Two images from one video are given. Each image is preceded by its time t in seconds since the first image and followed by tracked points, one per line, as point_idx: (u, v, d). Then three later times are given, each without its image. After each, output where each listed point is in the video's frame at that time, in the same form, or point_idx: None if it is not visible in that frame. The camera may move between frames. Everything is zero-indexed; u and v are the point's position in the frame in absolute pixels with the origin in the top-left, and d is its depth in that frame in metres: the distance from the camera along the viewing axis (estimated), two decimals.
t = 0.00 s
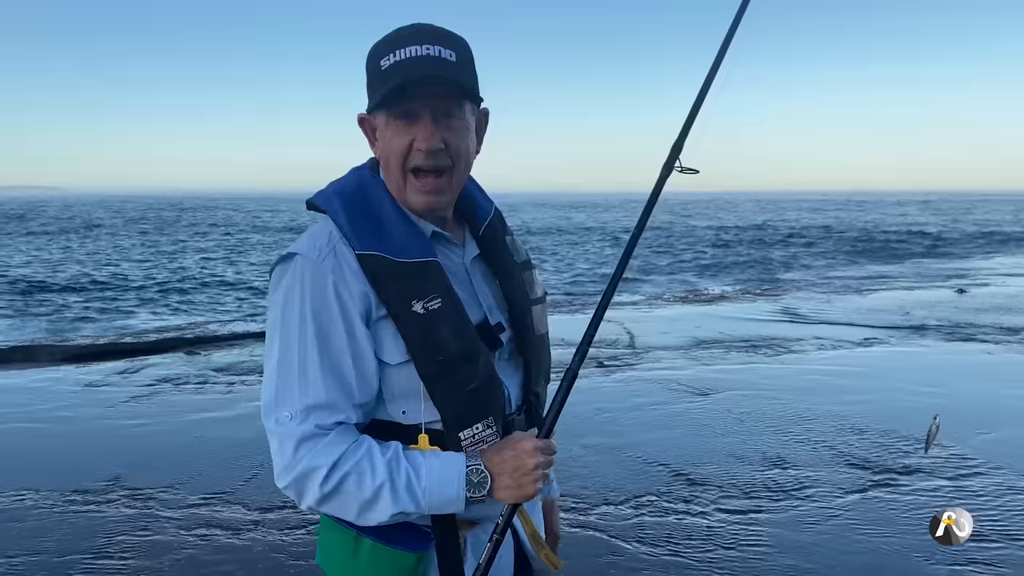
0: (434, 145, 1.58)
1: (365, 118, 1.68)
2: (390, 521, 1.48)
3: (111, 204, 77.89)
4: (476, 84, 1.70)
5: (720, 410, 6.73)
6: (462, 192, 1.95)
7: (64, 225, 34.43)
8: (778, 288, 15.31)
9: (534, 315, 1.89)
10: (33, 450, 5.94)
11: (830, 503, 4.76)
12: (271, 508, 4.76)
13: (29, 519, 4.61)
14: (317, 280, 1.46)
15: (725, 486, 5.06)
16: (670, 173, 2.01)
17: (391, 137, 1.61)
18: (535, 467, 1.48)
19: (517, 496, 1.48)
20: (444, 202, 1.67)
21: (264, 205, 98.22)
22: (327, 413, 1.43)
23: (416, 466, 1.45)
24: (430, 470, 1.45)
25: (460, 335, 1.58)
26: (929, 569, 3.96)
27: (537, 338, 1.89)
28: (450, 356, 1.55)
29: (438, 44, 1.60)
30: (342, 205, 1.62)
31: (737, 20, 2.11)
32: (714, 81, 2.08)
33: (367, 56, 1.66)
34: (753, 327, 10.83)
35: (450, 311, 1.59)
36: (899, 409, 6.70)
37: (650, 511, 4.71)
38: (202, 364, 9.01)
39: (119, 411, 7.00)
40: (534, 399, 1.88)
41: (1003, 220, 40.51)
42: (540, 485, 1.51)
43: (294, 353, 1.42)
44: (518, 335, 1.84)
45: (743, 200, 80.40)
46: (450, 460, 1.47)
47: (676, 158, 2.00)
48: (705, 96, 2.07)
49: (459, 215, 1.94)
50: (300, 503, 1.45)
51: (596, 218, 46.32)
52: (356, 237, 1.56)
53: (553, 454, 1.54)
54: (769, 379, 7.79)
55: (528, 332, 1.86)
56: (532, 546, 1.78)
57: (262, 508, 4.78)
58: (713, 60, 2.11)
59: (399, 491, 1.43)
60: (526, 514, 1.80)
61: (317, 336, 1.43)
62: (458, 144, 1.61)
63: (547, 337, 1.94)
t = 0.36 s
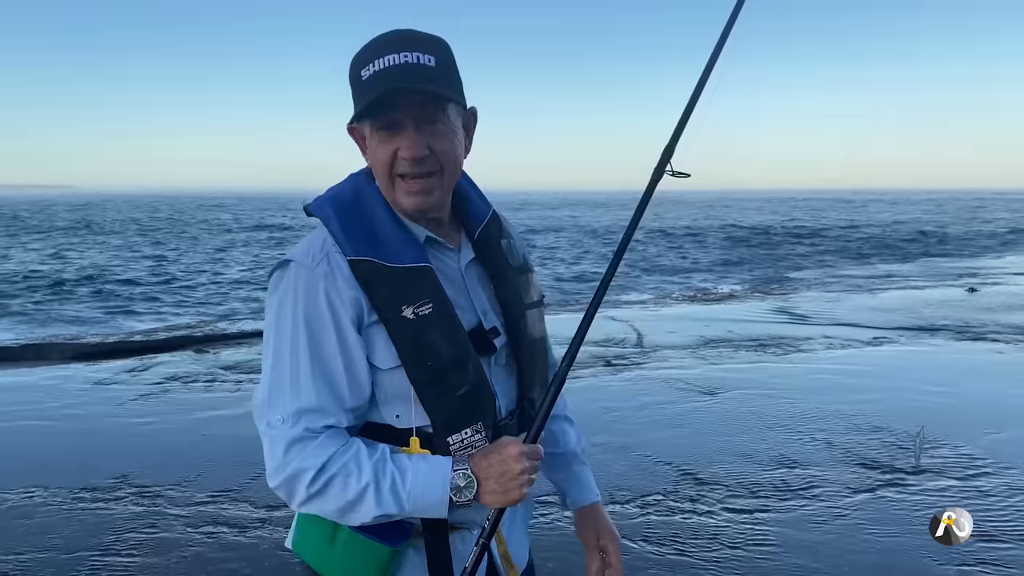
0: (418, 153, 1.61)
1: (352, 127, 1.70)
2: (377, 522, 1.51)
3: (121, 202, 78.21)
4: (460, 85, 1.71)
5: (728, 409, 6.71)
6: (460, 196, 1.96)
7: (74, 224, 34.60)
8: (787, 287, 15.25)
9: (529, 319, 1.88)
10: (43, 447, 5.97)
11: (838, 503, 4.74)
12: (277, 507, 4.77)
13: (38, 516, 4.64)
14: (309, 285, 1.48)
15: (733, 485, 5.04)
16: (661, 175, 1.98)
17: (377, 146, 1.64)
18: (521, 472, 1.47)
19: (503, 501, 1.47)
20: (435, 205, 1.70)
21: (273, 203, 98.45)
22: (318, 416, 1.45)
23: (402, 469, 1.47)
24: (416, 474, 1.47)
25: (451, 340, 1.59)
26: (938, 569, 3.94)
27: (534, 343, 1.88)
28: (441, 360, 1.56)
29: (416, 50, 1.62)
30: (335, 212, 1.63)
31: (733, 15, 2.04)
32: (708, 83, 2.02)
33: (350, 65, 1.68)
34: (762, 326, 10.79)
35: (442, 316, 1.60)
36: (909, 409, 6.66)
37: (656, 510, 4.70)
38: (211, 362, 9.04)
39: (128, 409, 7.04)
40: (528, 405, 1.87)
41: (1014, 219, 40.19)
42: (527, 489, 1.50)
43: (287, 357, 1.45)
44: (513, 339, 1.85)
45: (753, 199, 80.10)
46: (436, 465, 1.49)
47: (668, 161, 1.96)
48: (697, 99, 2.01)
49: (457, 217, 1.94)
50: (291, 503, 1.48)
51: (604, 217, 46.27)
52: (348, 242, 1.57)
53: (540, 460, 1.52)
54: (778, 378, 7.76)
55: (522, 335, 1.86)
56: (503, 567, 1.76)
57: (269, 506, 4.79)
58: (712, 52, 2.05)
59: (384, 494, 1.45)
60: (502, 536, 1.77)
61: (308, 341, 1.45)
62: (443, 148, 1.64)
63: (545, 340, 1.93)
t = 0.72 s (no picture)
0: (420, 147, 1.60)
1: (356, 121, 1.70)
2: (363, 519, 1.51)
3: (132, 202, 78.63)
4: (465, 84, 1.71)
5: (736, 409, 6.68)
6: (461, 196, 1.95)
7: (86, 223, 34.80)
8: (797, 286, 15.19)
9: (524, 324, 1.88)
10: (53, 445, 6.01)
11: (846, 504, 4.71)
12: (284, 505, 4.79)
13: (47, 514, 4.67)
14: (304, 278, 1.48)
15: (740, 485, 5.02)
16: (651, 172, 1.95)
17: (380, 141, 1.63)
18: (507, 471, 1.47)
19: (490, 500, 1.48)
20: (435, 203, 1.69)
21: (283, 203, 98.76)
22: (307, 409, 1.45)
23: (390, 465, 1.47)
24: (403, 471, 1.47)
25: (444, 339, 1.59)
26: (945, 570, 3.91)
27: (528, 346, 1.88)
28: (434, 358, 1.56)
29: (421, 45, 1.62)
30: (334, 206, 1.63)
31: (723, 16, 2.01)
32: (697, 82, 1.97)
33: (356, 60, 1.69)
34: (771, 325, 10.75)
35: (436, 315, 1.60)
36: (918, 409, 6.62)
37: (663, 510, 4.69)
38: (220, 361, 9.07)
39: (137, 407, 7.07)
40: (520, 407, 1.85)
41: None
42: (514, 490, 1.50)
43: (279, 348, 1.45)
44: (507, 340, 1.84)
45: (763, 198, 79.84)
46: (425, 462, 1.50)
47: (656, 161, 1.92)
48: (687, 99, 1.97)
49: (456, 217, 1.93)
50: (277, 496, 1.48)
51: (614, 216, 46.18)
52: (347, 238, 1.57)
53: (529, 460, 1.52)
54: (786, 378, 7.72)
55: (516, 339, 1.84)
56: (496, 566, 1.76)
57: (275, 504, 4.81)
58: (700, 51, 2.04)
59: (371, 489, 1.45)
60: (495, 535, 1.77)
61: (301, 333, 1.45)
62: (444, 144, 1.63)
63: (540, 343, 1.93)
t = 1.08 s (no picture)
0: (431, 160, 1.61)
1: (369, 123, 1.71)
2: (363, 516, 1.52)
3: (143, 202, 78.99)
4: (482, 98, 1.71)
5: (744, 410, 6.66)
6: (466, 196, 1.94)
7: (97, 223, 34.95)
8: (806, 287, 15.10)
9: (526, 330, 1.87)
10: (61, 444, 6.04)
11: (853, 505, 4.69)
12: (290, 505, 4.80)
13: (55, 512, 4.70)
14: (311, 275, 1.49)
15: (747, 487, 5.00)
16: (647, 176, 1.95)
17: (392, 148, 1.64)
18: (508, 471, 1.46)
19: (490, 500, 1.47)
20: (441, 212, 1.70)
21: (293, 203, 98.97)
22: (309, 406, 1.46)
23: (392, 464, 1.48)
24: (405, 470, 1.48)
25: (447, 341, 1.60)
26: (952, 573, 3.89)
27: (529, 350, 1.88)
28: (436, 360, 1.57)
29: (441, 58, 1.62)
30: (341, 202, 1.62)
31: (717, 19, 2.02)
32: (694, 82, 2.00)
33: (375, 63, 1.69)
34: (780, 326, 10.71)
35: (440, 317, 1.61)
36: (928, 411, 6.58)
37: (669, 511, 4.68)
38: (229, 361, 9.11)
39: (145, 406, 7.11)
40: (518, 413, 1.84)
41: None
42: (516, 488, 1.49)
43: (285, 345, 1.46)
44: (508, 345, 1.83)
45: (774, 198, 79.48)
46: (426, 462, 1.50)
47: (655, 159, 1.94)
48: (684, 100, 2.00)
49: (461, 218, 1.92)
50: (277, 491, 1.49)
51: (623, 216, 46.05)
52: (353, 237, 1.57)
53: (529, 462, 1.52)
54: (794, 379, 7.69)
55: (518, 343, 1.84)
56: (510, 548, 1.79)
57: (282, 504, 4.82)
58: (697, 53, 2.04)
59: (372, 488, 1.46)
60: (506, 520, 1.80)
61: (305, 331, 1.46)
62: (455, 158, 1.64)
63: (539, 348, 1.93)
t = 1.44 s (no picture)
0: (450, 153, 1.61)
1: (386, 122, 1.71)
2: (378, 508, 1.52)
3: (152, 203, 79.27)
4: (494, 92, 1.71)
5: (750, 412, 6.64)
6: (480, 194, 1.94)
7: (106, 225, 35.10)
8: (813, 288, 15.05)
9: (538, 326, 1.88)
10: (69, 445, 6.06)
11: (859, 508, 4.67)
12: (295, 505, 4.81)
13: (61, 513, 4.72)
14: (330, 270, 1.49)
15: (753, 489, 4.98)
16: (664, 172, 2.00)
17: (410, 144, 1.63)
18: (521, 463, 1.45)
19: (501, 492, 1.46)
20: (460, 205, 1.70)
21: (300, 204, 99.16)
22: (328, 398, 1.46)
23: (407, 457, 1.48)
24: (420, 463, 1.48)
25: (464, 336, 1.60)
26: None
27: (543, 346, 1.88)
28: (453, 355, 1.57)
29: (455, 54, 1.63)
30: (360, 202, 1.62)
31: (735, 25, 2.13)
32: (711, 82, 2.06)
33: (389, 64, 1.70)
34: (787, 327, 10.68)
35: (457, 313, 1.61)
36: (935, 412, 6.54)
37: (674, 513, 4.66)
38: (236, 362, 9.14)
39: (152, 407, 7.13)
40: (529, 409, 1.86)
41: None
42: (530, 482, 1.48)
43: (306, 339, 1.46)
44: (521, 340, 1.84)
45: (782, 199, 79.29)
46: (440, 456, 1.49)
47: (671, 159, 1.99)
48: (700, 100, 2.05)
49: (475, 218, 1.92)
50: (296, 482, 1.49)
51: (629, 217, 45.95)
52: (372, 234, 1.57)
53: (542, 457, 1.50)
54: (801, 380, 7.66)
55: (530, 339, 1.84)
56: (519, 546, 1.78)
57: (287, 505, 4.83)
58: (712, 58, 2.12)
59: (388, 479, 1.45)
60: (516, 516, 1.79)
61: (325, 325, 1.46)
62: (473, 151, 1.64)
63: (552, 345, 1.93)
